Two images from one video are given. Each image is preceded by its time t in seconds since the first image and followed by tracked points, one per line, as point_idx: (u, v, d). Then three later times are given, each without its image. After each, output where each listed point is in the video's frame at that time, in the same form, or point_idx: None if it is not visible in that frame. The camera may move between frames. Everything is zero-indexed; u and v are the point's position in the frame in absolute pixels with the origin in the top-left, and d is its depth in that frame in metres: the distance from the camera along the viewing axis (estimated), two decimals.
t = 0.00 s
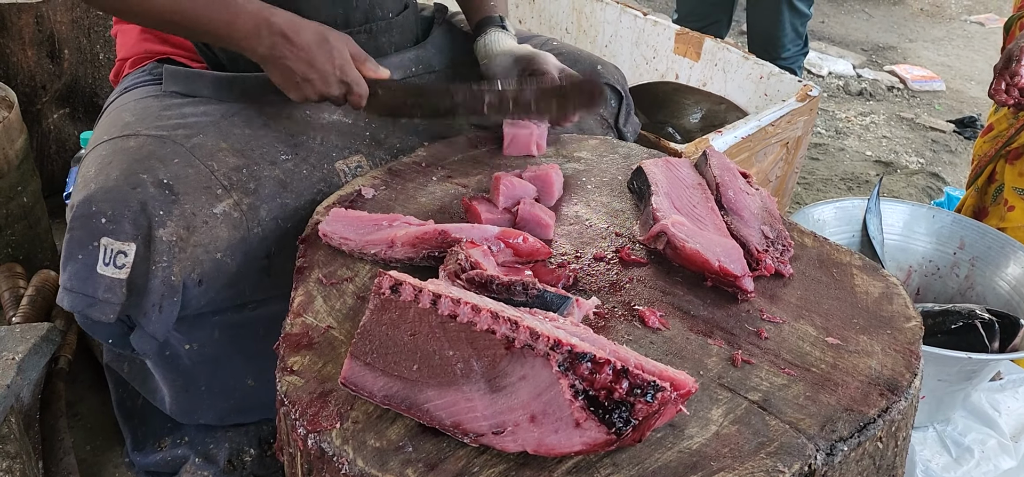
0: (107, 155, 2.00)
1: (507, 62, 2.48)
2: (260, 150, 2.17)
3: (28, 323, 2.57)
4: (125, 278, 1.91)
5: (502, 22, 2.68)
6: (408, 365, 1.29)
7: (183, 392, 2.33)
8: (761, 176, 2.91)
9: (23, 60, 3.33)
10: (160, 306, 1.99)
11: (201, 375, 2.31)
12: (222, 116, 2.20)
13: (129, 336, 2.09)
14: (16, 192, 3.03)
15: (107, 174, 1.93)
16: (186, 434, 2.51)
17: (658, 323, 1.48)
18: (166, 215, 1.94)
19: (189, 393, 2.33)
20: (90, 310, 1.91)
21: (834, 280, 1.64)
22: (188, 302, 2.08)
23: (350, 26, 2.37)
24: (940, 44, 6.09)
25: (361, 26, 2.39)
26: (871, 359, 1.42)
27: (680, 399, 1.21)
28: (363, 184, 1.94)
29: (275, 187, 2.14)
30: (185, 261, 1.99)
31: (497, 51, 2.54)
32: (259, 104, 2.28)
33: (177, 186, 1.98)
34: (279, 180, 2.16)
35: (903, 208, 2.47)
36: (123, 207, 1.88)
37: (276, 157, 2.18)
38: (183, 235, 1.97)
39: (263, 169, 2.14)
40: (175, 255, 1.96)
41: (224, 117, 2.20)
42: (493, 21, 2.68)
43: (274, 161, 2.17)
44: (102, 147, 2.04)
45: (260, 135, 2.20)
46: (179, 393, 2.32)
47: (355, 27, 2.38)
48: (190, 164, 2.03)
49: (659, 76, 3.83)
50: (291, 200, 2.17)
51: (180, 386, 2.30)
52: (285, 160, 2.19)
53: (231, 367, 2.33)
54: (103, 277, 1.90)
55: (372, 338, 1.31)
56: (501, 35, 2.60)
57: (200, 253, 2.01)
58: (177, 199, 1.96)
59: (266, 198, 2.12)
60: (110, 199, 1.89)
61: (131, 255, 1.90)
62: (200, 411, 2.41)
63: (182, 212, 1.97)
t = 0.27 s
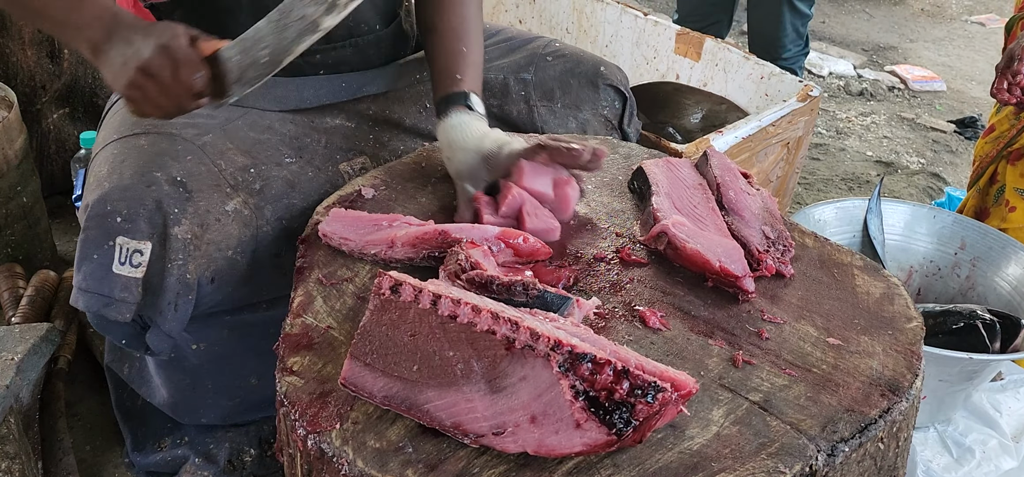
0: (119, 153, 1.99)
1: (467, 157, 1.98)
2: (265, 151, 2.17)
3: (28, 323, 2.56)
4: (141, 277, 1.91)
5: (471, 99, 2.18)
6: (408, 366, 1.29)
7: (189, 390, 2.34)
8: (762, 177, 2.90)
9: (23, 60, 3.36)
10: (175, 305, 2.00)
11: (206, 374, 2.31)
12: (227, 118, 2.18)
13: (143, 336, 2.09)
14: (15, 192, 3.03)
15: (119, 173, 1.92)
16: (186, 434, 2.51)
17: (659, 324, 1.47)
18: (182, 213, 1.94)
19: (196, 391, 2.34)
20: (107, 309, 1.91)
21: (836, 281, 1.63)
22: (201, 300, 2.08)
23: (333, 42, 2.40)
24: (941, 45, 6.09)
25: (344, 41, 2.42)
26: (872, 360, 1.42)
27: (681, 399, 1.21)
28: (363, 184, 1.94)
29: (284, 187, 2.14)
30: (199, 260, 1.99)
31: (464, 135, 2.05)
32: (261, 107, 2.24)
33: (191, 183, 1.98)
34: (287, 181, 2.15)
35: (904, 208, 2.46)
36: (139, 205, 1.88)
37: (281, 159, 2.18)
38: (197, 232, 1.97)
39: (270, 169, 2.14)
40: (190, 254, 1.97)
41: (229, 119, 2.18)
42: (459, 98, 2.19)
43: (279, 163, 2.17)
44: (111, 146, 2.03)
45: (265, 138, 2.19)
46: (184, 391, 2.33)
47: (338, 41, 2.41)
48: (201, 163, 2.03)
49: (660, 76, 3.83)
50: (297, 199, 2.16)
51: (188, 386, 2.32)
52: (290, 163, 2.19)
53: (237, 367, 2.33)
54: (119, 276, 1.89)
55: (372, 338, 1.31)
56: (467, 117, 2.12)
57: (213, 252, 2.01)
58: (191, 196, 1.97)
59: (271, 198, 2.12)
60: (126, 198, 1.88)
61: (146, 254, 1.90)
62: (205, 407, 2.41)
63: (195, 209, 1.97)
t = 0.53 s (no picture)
0: (92, 164, 2.05)
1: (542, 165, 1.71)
2: (252, 153, 2.17)
3: (28, 323, 2.56)
4: (107, 287, 2.00)
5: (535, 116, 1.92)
6: (409, 365, 1.28)
7: (182, 394, 2.33)
8: (763, 176, 2.90)
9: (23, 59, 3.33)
10: (144, 313, 2.05)
11: (201, 375, 2.30)
12: (208, 125, 2.21)
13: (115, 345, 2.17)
14: (15, 191, 3.03)
15: (89, 183, 2.00)
16: (187, 435, 2.50)
17: (662, 325, 1.46)
18: (148, 223, 1.98)
19: (188, 394, 2.33)
20: (74, 319, 2.02)
21: (838, 280, 1.63)
22: (174, 309, 2.09)
23: (306, 56, 2.35)
24: (942, 44, 6.08)
25: (318, 56, 2.37)
26: (874, 360, 1.42)
27: (683, 399, 1.20)
28: (364, 183, 1.93)
29: (265, 191, 2.12)
30: (168, 269, 2.01)
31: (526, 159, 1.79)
32: (243, 114, 2.26)
33: (160, 192, 2.01)
34: (269, 184, 2.14)
35: (906, 208, 2.45)
36: (105, 215, 1.96)
37: (267, 160, 2.18)
38: (166, 242, 2.00)
39: (254, 172, 2.13)
40: (158, 263, 2.00)
41: (210, 126, 2.21)
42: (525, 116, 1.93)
43: (265, 163, 2.17)
44: (86, 156, 2.09)
45: (250, 139, 2.20)
46: (178, 395, 2.33)
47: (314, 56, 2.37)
48: (173, 170, 2.05)
49: (661, 75, 3.82)
50: (280, 203, 2.14)
51: (178, 389, 2.31)
52: (276, 163, 2.18)
53: (231, 371, 2.33)
54: (86, 286, 1.99)
55: (373, 338, 1.31)
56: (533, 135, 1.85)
57: (184, 260, 2.02)
58: (159, 205, 2.00)
59: (254, 201, 2.10)
60: (92, 208, 1.96)
61: (112, 264, 1.98)
62: (199, 414, 2.40)
63: (165, 218, 2.00)
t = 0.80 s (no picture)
0: (93, 162, 2.03)
1: (476, 177, 1.75)
2: (251, 153, 2.16)
3: (29, 322, 2.55)
4: (112, 285, 1.96)
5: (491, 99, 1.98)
6: (411, 365, 1.28)
7: (181, 395, 2.31)
8: (764, 176, 2.90)
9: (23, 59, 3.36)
10: (148, 313, 2.03)
11: (201, 376, 2.30)
12: (208, 122, 2.19)
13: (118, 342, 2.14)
14: (15, 191, 3.02)
15: (91, 181, 1.98)
16: (188, 435, 2.50)
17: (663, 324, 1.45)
18: (152, 220, 1.97)
19: (188, 396, 2.32)
20: (79, 318, 1.98)
21: (840, 280, 1.63)
22: (176, 308, 2.09)
23: (302, 47, 2.34)
24: (943, 44, 6.08)
25: (314, 46, 2.35)
26: (877, 360, 1.41)
27: (685, 399, 1.20)
28: (365, 183, 1.93)
29: (264, 192, 2.13)
30: (172, 266, 2.01)
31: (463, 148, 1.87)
32: (243, 111, 2.25)
33: (163, 190, 2.00)
34: (269, 184, 2.14)
35: (907, 208, 2.45)
36: (108, 214, 1.93)
37: (267, 160, 2.17)
38: (169, 239, 1.99)
39: (253, 172, 2.13)
40: (162, 261, 1.99)
41: (210, 124, 2.19)
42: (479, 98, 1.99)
43: (265, 163, 2.16)
44: (85, 154, 2.07)
45: (250, 139, 2.19)
46: (178, 397, 2.31)
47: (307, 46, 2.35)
48: (175, 168, 2.04)
49: (662, 75, 3.82)
50: (280, 204, 2.16)
51: (177, 391, 2.30)
52: (276, 163, 2.18)
53: (233, 372, 2.33)
54: (89, 285, 1.95)
55: (375, 337, 1.30)
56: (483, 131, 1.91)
57: (187, 257, 2.03)
58: (163, 203, 1.99)
59: (252, 202, 2.11)
60: (95, 207, 1.93)
61: (116, 262, 1.95)
62: (199, 415, 2.39)
63: (168, 215, 1.99)
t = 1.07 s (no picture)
0: (70, 150, 2.00)
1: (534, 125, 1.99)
2: (234, 143, 2.16)
3: (30, 324, 2.55)
4: (84, 271, 1.93)
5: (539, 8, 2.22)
6: (413, 367, 1.28)
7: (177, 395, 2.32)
8: (765, 178, 2.90)
9: (25, 60, 3.33)
10: (119, 299, 1.98)
11: (194, 375, 2.30)
12: (193, 114, 2.20)
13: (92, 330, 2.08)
14: (17, 192, 3.03)
15: (65, 168, 1.93)
16: (188, 436, 2.50)
17: (664, 327, 1.45)
18: (123, 207, 1.93)
19: (183, 396, 2.32)
20: (51, 304, 1.94)
21: (841, 282, 1.63)
22: (150, 296, 2.05)
23: (295, 28, 2.36)
24: (943, 46, 6.08)
25: (307, 28, 2.38)
26: (878, 362, 1.41)
27: (687, 401, 1.20)
28: (366, 184, 1.93)
29: (246, 181, 2.13)
30: (144, 254, 1.97)
31: (521, 71, 2.05)
32: (228, 103, 2.26)
33: (137, 178, 1.97)
34: (250, 175, 2.14)
35: (908, 210, 2.45)
36: (79, 200, 1.89)
37: (248, 150, 2.17)
38: (141, 226, 1.95)
39: (235, 162, 2.13)
40: (133, 248, 1.95)
41: (195, 115, 2.19)
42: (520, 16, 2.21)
43: (246, 154, 2.16)
44: (64, 143, 2.05)
45: (234, 131, 2.19)
46: (174, 397, 2.32)
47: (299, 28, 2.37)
48: (152, 157, 2.03)
49: (663, 77, 3.82)
50: (261, 194, 2.15)
51: (172, 390, 2.30)
52: (258, 154, 2.18)
53: (225, 369, 2.32)
54: (62, 271, 1.91)
55: (376, 339, 1.30)
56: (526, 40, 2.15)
57: (162, 245, 1.99)
58: (135, 191, 1.96)
59: (235, 191, 2.11)
60: (67, 192, 1.89)
61: (88, 248, 1.91)
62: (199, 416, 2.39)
63: (140, 203, 1.95)
